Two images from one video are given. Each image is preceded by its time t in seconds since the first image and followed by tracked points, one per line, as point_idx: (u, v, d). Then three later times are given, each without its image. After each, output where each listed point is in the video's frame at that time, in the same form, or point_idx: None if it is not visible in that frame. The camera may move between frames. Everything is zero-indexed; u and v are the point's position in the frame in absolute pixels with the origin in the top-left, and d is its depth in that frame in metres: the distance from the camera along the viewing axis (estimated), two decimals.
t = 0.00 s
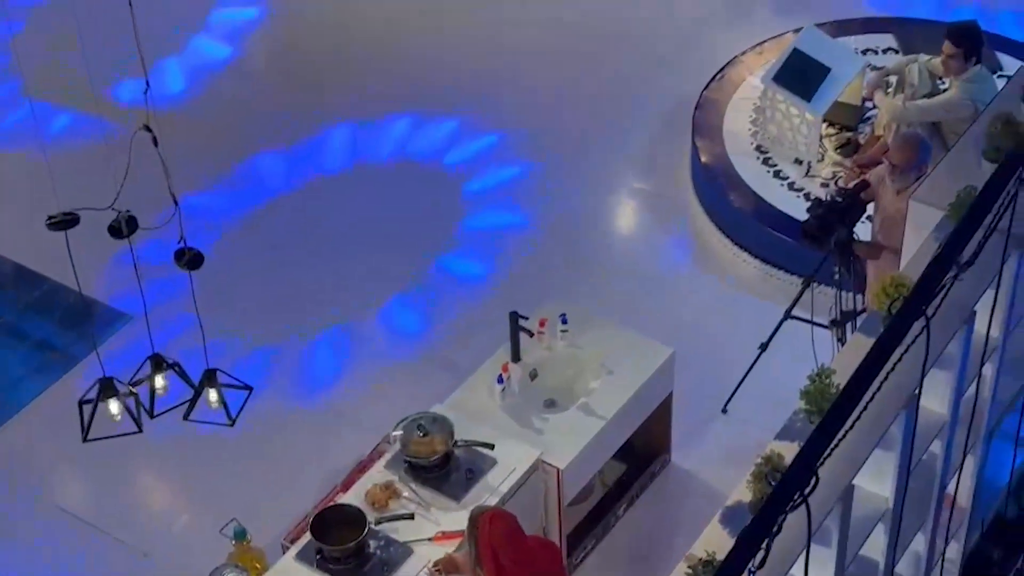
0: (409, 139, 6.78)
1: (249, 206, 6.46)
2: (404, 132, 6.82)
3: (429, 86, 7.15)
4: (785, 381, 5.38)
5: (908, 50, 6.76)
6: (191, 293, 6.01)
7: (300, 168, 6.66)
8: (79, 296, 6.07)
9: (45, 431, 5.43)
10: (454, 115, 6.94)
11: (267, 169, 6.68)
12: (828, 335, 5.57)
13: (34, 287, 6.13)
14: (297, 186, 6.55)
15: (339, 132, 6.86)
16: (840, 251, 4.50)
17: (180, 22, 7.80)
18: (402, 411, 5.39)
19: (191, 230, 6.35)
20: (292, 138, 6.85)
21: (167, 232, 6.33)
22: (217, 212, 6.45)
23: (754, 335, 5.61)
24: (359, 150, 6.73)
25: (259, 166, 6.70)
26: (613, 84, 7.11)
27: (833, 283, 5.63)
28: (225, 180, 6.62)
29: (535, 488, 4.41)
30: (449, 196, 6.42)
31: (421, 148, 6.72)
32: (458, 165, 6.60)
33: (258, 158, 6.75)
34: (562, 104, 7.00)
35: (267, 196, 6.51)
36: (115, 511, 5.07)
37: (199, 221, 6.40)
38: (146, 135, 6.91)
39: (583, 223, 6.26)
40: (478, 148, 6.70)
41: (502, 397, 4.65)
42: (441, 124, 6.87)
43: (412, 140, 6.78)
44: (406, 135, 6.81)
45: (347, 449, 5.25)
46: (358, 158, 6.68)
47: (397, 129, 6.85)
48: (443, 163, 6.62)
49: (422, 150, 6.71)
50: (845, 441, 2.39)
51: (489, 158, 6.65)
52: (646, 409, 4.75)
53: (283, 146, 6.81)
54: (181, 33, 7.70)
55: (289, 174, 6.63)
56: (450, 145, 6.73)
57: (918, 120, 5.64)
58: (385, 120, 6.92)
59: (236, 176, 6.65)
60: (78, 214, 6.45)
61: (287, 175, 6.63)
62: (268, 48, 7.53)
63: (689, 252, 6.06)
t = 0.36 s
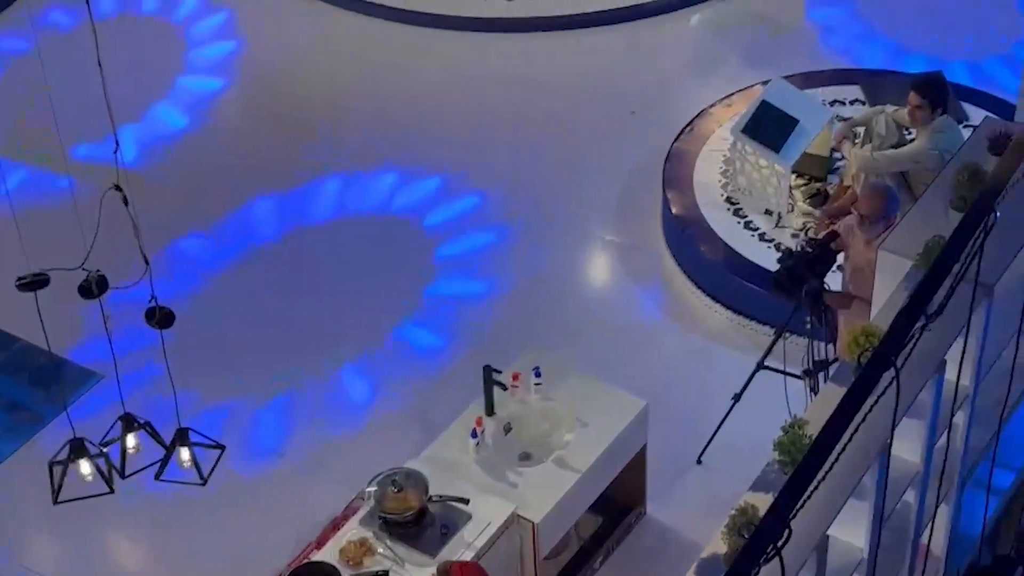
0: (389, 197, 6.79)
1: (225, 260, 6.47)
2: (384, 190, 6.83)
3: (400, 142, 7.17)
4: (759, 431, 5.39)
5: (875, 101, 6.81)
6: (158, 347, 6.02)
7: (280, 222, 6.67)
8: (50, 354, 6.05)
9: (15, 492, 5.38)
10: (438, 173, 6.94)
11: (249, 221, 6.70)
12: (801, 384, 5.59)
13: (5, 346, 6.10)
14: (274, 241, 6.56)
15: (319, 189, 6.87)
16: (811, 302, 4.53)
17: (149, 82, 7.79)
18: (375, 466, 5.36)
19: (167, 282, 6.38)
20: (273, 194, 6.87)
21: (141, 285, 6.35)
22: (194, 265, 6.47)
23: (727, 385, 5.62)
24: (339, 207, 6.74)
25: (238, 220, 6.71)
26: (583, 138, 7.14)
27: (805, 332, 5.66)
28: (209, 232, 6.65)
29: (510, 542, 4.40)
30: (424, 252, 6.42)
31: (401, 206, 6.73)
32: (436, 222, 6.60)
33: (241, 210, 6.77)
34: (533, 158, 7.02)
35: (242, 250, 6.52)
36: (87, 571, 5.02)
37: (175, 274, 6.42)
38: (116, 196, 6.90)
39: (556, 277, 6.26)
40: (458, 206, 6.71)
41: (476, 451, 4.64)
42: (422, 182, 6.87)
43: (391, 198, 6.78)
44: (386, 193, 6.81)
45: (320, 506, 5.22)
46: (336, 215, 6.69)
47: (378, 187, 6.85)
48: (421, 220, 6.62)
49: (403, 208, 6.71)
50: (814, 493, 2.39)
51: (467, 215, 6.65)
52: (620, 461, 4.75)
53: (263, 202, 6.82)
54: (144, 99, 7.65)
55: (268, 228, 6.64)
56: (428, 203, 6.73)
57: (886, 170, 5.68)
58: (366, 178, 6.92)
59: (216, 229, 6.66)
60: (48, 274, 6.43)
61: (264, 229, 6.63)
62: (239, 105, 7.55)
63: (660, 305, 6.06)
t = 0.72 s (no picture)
0: (373, 252, 6.77)
1: (212, 306, 6.50)
2: (369, 244, 6.82)
3: (373, 194, 7.18)
4: (735, 480, 5.40)
5: (845, 148, 6.87)
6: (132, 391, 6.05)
7: (270, 270, 6.70)
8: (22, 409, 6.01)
9: None
10: (425, 228, 6.91)
11: (241, 267, 6.73)
12: (776, 432, 5.60)
13: None
14: (261, 290, 6.57)
15: (307, 241, 6.87)
16: (785, 351, 4.50)
17: (119, 138, 7.74)
18: (350, 521, 5.34)
19: (152, 324, 6.42)
20: (265, 241, 6.90)
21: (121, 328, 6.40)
22: (183, 308, 6.50)
23: (702, 434, 5.62)
24: (324, 259, 6.74)
25: (229, 266, 6.74)
26: (556, 190, 7.16)
27: (779, 380, 5.67)
28: (201, 275, 6.70)
29: None
30: (403, 307, 6.40)
31: (385, 260, 6.71)
32: (418, 280, 6.57)
33: (236, 255, 6.82)
34: (507, 209, 7.04)
35: (226, 298, 6.54)
36: None
37: (161, 317, 6.46)
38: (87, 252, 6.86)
39: (532, 329, 6.25)
40: (438, 266, 6.66)
41: (452, 503, 4.62)
42: (408, 238, 6.84)
43: (376, 253, 6.76)
44: (371, 247, 6.80)
45: (296, 561, 5.19)
46: (323, 266, 6.69)
47: (362, 241, 6.84)
48: (401, 275, 6.60)
49: (387, 262, 6.70)
50: (787, 545, 2.39)
51: (449, 275, 6.60)
52: (597, 511, 4.74)
53: (257, 248, 6.85)
54: (110, 155, 7.60)
55: (260, 273, 6.68)
56: (413, 257, 6.71)
57: (858, 220, 5.72)
58: (352, 232, 6.91)
59: (209, 273, 6.72)
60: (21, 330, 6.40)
61: (248, 281, 6.64)
62: (213, 159, 7.54)
63: (636, 355, 6.06)
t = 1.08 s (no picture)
0: (360, 308, 6.74)
1: (202, 350, 6.52)
2: (356, 299, 6.80)
3: (350, 246, 7.18)
4: (713, 530, 5.39)
5: (818, 198, 6.92)
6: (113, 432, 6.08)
7: (262, 317, 6.71)
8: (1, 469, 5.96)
9: None
10: (413, 285, 6.89)
11: (235, 313, 6.76)
12: (753, 482, 5.60)
13: None
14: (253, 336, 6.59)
15: (297, 291, 6.88)
16: (761, 401, 4.50)
17: (93, 194, 7.71)
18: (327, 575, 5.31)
19: (142, 365, 6.46)
20: (261, 288, 6.93)
21: (109, 368, 6.45)
22: (175, 351, 6.53)
23: (680, 484, 5.62)
24: (311, 311, 6.73)
25: (224, 312, 6.77)
26: (532, 241, 7.18)
27: (757, 430, 5.68)
28: (197, 318, 6.74)
29: None
30: (382, 363, 6.38)
31: (370, 316, 6.68)
32: (401, 339, 6.52)
33: (233, 300, 6.85)
34: (483, 260, 7.05)
35: (207, 351, 6.52)
36: None
37: (151, 358, 6.49)
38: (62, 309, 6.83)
39: (511, 381, 6.25)
40: (421, 329, 6.59)
41: (430, 555, 4.60)
42: (396, 295, 6.82)
43: (361, 308, 6.74)
44: (357, 302, 6.79)
45: None
46: (311, 317, 6.69)
47: (349, 296, 6.83)
48: (385, 331, 6.58)
49: (372, 317, 6.68)
50: None
51: (431, 337, 6.54)
52: (575, 563, 4.73)
53: (254, 294, 6.88)
54: (84, 212, 7.57)
55: (255, 319, 6.71)
56: (400, 314, 6.68)
57: (833, 269, 5.77)
58: (341, 286, 6.90)
59: (207, 316, 6.75)
60: None
61: (231, 333, 6.63)
62: (189, 213, 7.53)
63: (612, 406, 6.06)
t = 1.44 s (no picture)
0: (351, 362, 6.70)
1: (199, 393, 6.53)
2: (346, 351, 6.77)
3: (331, 294, 7.18)
4: None
5: (799, 245, 6.94)
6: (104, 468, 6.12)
7: (259, 362, 6.71)
8: None
9: None
10: (407, 340, 6.84)
11: (235, 355, 6.77)
12: (737, 530, 5.59)
13: None
14: (248, 380, 6.59)
15: (291, 339, 6.87)
16: (744, 448, 4.49)
17: (74, 245, 7.69)
18: None
19: (141, 404, 6.49)
20: (262, 332, 6.94)
21: (107, 404, 6.50)
22: (172, 393, 6.55)
23: (663, 533, 5.61)
24: (302, 361, 6.71)
25: (222, 356, 6.77)
26: (514, 289, 7.18)
27: (740, 477, 5.68)
28: (200, 358, 6.77)
29: None
30: (365, 417, 6.34)
31: (359, 369, 6.64)
32: (387, 397, 6.46)
33: (235, 343, 6.86)
34: (465, 308, 7.05)
35: (199, 397, 6.51)
36: None
37: (149, 398, 6.52)
38: (42, 360, 6.80)
39: (494, 430, 6.23)
40: (408, 387, 6.52)
41: None
42: (389, 349, 6.77)
43: (350, 360, 6.71)
44: (347, 353, 6.76)
45: None
46: (304, 366, 6.67)
47: (339, 347, 6.80)
48: (372, 385, 6.54)
49: (362, 371, 6.63)
50: None
51: (416, 398, 6.45)
52: None
53: (254, 339, 6.88)
54: (64, 263, 7.54)
55: (255, 362, 6.72)
56: (392, 370, 6.63)
57: (814, 316, 5.78)
58: (333, 337, 6.87)
59: (208, 357, 6.78)
60: None
61: (223, 380, 6.61)
62: (171, 262, 7.51)
63: (595, 454, 6.05)
